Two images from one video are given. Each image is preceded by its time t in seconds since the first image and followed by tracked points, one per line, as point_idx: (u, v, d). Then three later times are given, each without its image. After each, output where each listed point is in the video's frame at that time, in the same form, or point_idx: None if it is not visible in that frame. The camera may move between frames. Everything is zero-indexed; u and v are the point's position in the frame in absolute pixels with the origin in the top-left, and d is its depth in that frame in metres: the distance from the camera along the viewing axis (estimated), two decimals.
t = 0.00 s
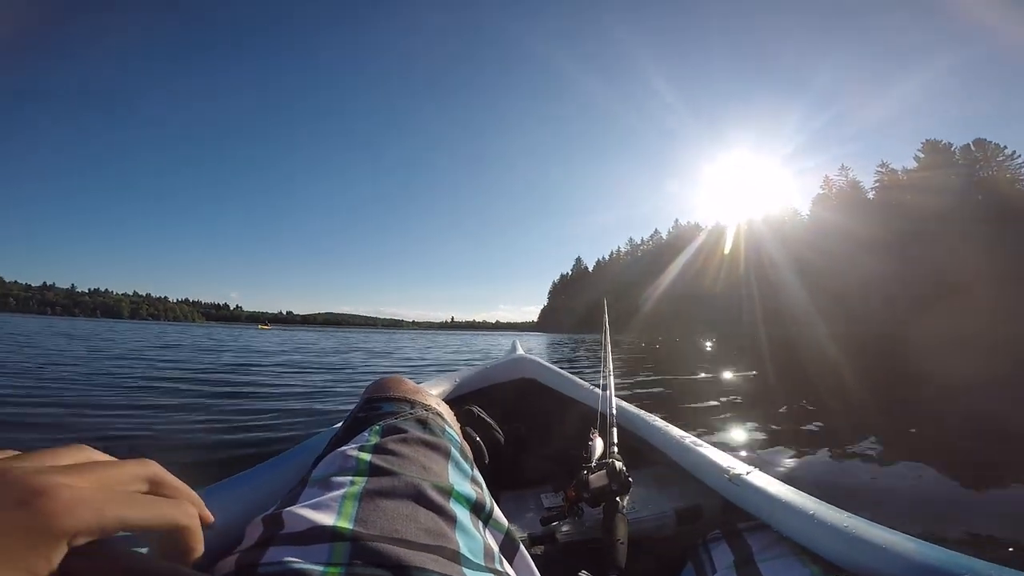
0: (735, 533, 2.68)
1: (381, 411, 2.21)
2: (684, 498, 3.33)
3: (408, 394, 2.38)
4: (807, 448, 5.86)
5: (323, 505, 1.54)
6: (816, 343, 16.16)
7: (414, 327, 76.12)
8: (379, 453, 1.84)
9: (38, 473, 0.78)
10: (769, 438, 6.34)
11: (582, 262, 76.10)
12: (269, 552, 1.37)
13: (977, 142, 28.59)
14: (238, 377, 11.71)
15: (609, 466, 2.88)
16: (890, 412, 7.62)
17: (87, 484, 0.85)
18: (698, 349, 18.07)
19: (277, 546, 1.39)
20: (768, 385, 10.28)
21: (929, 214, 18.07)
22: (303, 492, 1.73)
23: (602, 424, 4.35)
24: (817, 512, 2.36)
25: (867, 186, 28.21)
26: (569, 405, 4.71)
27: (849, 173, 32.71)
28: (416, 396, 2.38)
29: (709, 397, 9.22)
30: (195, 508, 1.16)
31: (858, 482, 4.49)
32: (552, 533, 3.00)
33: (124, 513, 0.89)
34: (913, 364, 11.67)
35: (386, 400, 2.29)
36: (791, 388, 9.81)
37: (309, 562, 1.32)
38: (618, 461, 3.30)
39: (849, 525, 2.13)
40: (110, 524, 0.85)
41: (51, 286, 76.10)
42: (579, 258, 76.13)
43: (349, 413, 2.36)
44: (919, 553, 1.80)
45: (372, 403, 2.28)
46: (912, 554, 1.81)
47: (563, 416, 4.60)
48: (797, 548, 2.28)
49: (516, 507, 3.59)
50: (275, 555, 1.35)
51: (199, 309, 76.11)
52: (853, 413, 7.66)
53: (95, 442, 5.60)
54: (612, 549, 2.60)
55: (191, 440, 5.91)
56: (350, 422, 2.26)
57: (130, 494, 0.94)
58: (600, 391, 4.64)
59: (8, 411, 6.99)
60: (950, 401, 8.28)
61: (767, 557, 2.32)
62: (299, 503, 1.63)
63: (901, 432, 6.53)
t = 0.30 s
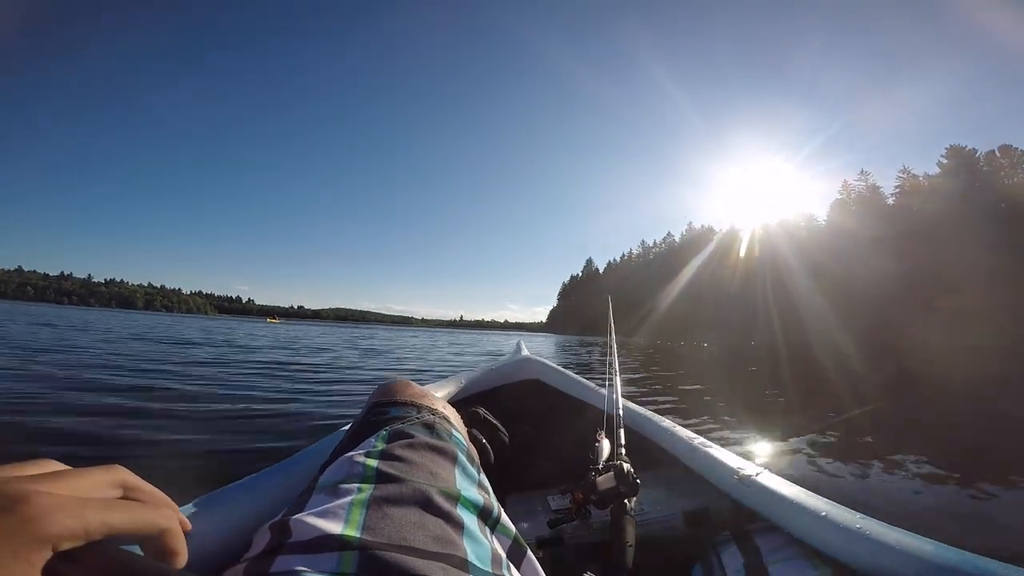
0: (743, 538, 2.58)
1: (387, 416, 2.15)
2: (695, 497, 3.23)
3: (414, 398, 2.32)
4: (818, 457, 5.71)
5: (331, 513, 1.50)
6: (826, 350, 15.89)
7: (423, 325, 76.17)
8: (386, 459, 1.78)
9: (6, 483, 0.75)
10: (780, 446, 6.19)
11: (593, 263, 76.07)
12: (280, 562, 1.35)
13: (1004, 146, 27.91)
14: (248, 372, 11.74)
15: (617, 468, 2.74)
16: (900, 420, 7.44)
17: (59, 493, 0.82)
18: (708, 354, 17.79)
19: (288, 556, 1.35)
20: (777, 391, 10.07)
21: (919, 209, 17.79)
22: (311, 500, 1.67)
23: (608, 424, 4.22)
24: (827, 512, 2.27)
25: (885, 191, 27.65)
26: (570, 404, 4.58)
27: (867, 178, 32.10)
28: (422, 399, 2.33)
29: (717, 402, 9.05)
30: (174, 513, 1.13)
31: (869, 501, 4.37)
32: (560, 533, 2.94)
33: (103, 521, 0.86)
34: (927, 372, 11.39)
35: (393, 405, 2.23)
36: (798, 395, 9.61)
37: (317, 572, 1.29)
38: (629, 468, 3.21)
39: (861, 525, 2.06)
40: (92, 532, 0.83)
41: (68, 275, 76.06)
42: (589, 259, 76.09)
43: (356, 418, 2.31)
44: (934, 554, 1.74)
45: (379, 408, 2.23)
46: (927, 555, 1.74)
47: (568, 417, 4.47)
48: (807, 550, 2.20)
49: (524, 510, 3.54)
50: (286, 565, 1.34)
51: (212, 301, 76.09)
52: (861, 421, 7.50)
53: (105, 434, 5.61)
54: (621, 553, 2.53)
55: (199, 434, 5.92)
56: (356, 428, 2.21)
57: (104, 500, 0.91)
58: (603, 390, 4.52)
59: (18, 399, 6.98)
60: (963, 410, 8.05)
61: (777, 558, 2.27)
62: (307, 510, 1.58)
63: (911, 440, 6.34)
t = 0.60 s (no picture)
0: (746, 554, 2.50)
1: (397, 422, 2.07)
2: (695, 513, 3.04)
3: (423, 404, 2.24)
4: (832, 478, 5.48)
5: (340, 518, 1.41)
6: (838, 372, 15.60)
7: (431, 331, 76.18)
8: (396, 465, 1.70)
9: (20, 473, 0.71)
10: (792, 467, 5.98)
11: (603, 276, 76.07)
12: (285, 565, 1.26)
13: None
14: (254, 370, 11.69)
15: (622, 480, 2.66)
16: (914, 442, 7.22)
17: (76, 485, 0.78)
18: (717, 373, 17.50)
19: (294, 561, 1.26)
20: (788, 412, 9.80)
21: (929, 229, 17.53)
22: (318, 504, 1.59)
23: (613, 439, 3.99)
24: (833, 528, 2.22)
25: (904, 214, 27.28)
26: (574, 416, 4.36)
27: (887, 198, 31.62)
28: (431, 406, 2.25)
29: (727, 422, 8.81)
30: (188, 507, 1.09)
31: (885, 525, 4.20)
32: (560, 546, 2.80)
33: (125, 513, 0.83)
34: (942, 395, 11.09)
35: (402, 411, 2.16)
36: (809, 416, 9.35)
37: None
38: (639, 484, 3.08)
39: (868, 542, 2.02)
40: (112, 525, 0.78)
41: (85, 265, 76.09)
42: (600, 273, 76.15)
43: (364, 424, 2.22)
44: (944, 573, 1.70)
45: (389, 413, 2.15)
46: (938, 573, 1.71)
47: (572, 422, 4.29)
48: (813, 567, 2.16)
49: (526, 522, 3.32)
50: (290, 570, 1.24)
51: (223, 297, 76.09)
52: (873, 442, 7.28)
53: (109, 425, 5.57)
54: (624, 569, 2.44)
55: (203, 429, 5.87)
56: (364, 434, 2.13)
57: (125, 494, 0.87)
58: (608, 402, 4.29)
59: (24, 387, 6.96)
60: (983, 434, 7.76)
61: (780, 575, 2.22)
62: (315, 515, 1.50)
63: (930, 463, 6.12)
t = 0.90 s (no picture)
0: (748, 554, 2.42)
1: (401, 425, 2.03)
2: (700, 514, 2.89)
3: (427, 407, 2.20)
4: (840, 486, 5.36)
5: (345, 520, 1.37)
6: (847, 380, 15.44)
7: (436, 331, 76.17)
8: (401, 468, 1.66)
9: (30, 476, 0.67)
10: (799, 474, 5.86)
11: (610, 280, 76.08)
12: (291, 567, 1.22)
13: None
14: (258, 367, 11.67)
15: (625, 482, 2.63)
16: (921, 450, 7.10)
17: (87, 487, 0.74)
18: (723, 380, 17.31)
19: (298, 564, 1.22)
20: (794, 420, 9.68)
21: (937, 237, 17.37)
22: (323, 507, 1.55)
23: (616, 442, 3.88)
24: (837, 529, 2.19)
25: (916, 222, 27.04)
26: (574, 418, 4.24)
27: (900, 206, 31.25)
28: (435, 409, 2.21)
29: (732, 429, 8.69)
30: (196, 511, 1.06)
31: (892, 529, 4.15)
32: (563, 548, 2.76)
33: (135, 515, 0.79)
34: (953, 402, 10.90)
35: (407, 413, 2.12)
36: (816, 424, 9.22)
37: None
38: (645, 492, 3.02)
39: (871, 543, 1.99)
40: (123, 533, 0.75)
41: (96, 257, 76.00)
42: (606, 277, 76.12)
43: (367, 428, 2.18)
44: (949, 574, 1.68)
45: (392, 416, 2.11)
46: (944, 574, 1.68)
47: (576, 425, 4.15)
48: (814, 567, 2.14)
49: (528, 525, 3.24)
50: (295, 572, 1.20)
51: (230, 293, 76.11)
52: (880, 450, 7.17)
53: (113, 416, 5.55)
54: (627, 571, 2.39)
55: (206, 423, 5.85)
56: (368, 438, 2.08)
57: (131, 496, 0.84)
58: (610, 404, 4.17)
59: (30, 376, 6.96)
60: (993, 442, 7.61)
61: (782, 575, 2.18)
62: (320, 518, 1.45)
63: (941, 472, 5.99)
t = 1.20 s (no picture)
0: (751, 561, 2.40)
1: (404, 430, 2.02)
2: (701, 521, 2.93)
3: (431, 413, 2.19)
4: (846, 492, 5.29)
5: (349, 524, 1.36)
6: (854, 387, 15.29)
7: (441, 334, 76.15)
8: (405, 472, 1.64)
9: (39, 479, 0.66)
10: (805, 480, 5.79)
11: (615, 285, 76.00)
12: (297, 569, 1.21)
13: None
14: (262, 368, 11.67)
15: (628, 487, 2.63)
16: (928, 456, 7.02)
17: (93, 491, 0.74)
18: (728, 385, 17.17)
19: (303, 568, 1.21)
20: (799, 426, 9.61)
21: (947, 243, 17.23)
22: (328, 512, 1.54)
23: (618, 447, 3.86)
24: (840, 534, 2.17)
25: (925, 227, 26.84)
26: (576, 422, 4.22)
27: (910, 211, 31.03)
28: (439, 413, 2.20)
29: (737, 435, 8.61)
30: (203, 515, 1.05)
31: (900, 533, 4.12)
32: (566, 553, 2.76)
33: (145, 519, 0.79)
34: (962, 408, 10.78)
35: (411, 418, 2.11)
36: (821, 430, 9.15)
37: None
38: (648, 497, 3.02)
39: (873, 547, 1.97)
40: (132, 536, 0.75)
41: (103, 258, 76.15)
42: (611, 281, 76.04)
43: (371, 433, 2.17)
44: None
45: (396, 421, 2.10)
46: None
47: (580, 432, 4.11)
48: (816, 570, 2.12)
49: (531, 530, 3.23)
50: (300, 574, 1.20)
51: (236, 294, 76.13)
52: (886, 456, 7.08)
53: (117, 417, 5.56)
54: None
55: (210, 425, 5.85)
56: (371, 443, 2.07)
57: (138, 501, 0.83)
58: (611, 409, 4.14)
59: (36, 377, 6.98)
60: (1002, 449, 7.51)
61: None
62: (324, 522, 1.45)
63: (950, 479, 5.91)
